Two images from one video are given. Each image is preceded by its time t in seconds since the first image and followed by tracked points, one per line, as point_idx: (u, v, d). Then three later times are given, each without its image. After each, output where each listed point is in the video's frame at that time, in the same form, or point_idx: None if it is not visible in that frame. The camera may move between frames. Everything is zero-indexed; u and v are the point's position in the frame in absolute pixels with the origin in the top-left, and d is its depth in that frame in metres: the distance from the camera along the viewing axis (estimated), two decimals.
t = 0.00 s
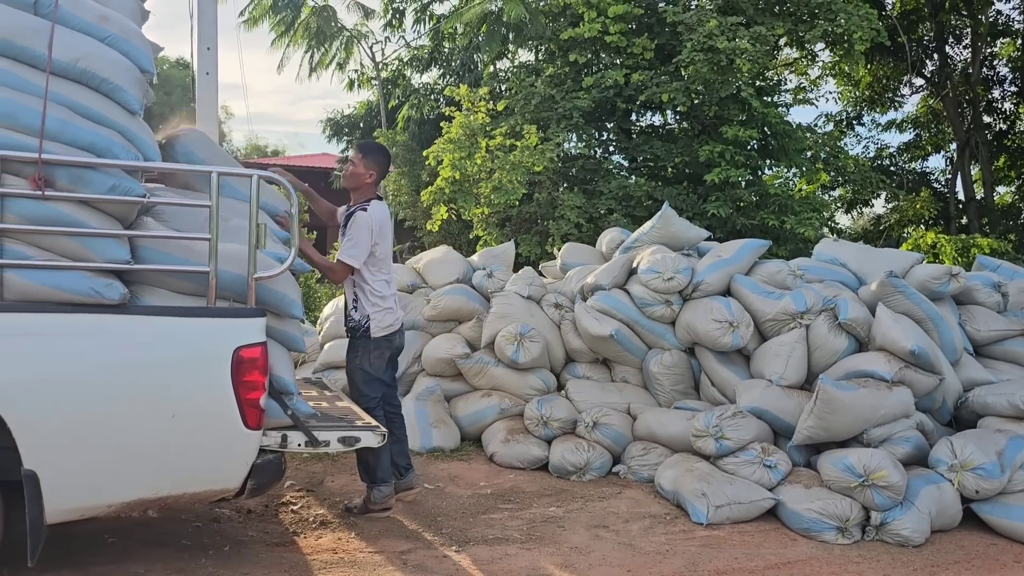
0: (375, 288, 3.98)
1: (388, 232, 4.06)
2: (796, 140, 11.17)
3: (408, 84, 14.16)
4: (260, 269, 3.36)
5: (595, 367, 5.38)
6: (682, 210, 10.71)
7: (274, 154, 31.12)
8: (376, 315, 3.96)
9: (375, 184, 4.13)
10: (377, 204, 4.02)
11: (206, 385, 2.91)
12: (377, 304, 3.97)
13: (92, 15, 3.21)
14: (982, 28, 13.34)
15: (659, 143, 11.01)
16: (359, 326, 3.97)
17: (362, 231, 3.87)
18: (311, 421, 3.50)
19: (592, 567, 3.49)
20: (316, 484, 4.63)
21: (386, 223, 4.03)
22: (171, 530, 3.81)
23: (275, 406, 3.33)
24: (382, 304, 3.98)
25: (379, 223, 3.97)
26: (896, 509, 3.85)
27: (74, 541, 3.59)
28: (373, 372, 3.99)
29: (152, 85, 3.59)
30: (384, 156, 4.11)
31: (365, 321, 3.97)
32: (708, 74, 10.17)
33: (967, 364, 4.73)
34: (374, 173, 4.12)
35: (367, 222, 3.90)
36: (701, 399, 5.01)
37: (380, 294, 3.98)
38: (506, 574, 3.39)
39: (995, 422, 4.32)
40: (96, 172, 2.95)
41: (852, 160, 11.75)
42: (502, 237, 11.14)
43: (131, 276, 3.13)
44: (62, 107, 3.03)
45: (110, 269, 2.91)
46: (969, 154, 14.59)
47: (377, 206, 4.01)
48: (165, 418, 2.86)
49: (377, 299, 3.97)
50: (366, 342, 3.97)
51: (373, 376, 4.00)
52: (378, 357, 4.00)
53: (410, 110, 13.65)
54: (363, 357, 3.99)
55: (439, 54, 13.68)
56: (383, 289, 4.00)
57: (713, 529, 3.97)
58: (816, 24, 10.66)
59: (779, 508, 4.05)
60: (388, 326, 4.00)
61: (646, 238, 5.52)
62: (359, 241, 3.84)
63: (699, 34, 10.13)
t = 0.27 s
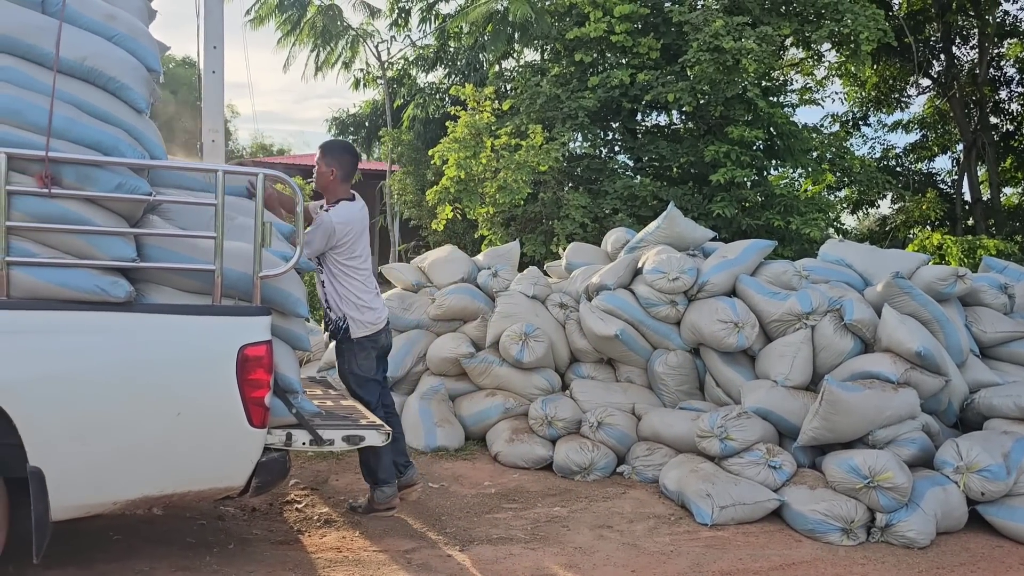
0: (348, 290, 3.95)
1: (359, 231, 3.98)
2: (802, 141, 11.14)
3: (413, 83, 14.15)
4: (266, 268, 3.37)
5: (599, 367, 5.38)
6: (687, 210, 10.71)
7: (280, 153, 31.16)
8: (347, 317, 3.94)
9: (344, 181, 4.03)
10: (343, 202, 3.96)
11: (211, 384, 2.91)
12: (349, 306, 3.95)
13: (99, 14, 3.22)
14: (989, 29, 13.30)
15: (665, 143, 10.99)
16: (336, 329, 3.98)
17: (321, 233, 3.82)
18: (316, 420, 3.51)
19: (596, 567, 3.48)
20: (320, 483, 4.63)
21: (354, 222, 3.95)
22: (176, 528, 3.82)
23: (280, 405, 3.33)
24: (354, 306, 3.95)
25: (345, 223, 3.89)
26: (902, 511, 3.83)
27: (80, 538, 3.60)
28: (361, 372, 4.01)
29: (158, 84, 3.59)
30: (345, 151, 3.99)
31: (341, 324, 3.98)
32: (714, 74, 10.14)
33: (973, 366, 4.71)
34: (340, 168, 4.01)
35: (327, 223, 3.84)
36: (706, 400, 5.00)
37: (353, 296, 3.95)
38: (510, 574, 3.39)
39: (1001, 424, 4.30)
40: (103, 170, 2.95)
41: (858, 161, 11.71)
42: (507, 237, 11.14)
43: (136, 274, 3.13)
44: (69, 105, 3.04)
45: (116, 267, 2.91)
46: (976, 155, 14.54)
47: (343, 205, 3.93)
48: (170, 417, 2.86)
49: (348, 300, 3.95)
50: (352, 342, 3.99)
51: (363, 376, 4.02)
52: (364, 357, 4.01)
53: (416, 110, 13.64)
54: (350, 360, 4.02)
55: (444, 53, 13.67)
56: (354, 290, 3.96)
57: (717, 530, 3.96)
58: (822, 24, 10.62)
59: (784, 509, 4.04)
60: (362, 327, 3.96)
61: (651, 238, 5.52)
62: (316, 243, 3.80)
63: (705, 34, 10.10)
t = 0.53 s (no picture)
0: (355, 289, 3.95)
1: (367, 229, 3.94)
2: (804, 139, 11.13)
3: (414, 81, 14.15)
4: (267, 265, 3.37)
5: (600, 365, 5.38)
6: (688, 208, 10.70)
7: (281, 151, 31.19)
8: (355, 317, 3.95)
9: (350, 178, 4.02)
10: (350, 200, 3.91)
11: (211, 381, 2.91)
12: (355, 305, 3.95)
13: (101, 11, 3.23)
14: (991, 28, 13.28)
15: (666, 141, 10.98)
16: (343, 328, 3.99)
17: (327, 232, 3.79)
18: (317, 418, 3.50)
19: (597, 565, 3.48)
20: (321, 480, 4.64)
21: (361, 220, 3.91)
22: (176, 525, 3.82)
23: (281, 402, 3.34)
24: (362, 306, 3.95)
25: (351, 221, 3.86)
26: (902, 510, 3.83)
27: (81, 534, 3.60)
28: (365, 373, 4.01)
29: (159, 81, 3.59)
30: (352, 148, 3.98)
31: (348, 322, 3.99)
32: (715, 73, 10.13)
33: (974, 365, 4.71)
34: (347, 164, 4.00)
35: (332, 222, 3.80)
36: (706, 399, 5.00)
37: (360, 295, 3.95)
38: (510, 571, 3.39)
39: (1002, 424, 4.30)
40: (104, 167, 2.94)
41: (859, 160, 11.71)
42: (508, 235, 11.15)
43: (137, 271, 3.13)
44: (70, 102, 3.03)
45: (117, 264, 2.91)
46: (978, 154, 14.54)
47: (350, 203, 3.89)
48: (170, 413, 2.87)
49: (355, 300, 3.95)
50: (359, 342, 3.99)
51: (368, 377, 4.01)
52: (370, 358, 4.00)
53: (417, 107, 13.63)
54: (355, 360, 4.01)
55: (446, 51, 13.66)
56: (362, 290, 3.95)
57: (718, 528, 3.96)
58: (824, 23, 10.61)
59: (784, 507, 4.04)
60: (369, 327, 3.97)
61: (652, 236, 5.52)
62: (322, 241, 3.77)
63: (706, 32, 10.09)
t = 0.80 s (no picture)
0: (371, 287, 3.92)
1: (385, 225, 3.92)
2: (801, 137, 11.13)
3: (412, 77, 14.13)
4: (263, 261, 3.36)
5: (597, 362, 5.38)
6: (686, 205, 10.71)
7: (278, 147, 31.16)
8: (371, 314, 3.92)
9: (370, 174, 4.01)
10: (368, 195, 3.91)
11: (209, 377, 2.91)
12: (371, 303, 3.93)
13: (98, 6, 3.21)
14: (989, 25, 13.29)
15: (664, 139, 10.98)
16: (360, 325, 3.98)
17: (341, 226, 3.80)
18: (314, 414, 3.50)
19: (594, 561, 3.49)
20: (318, 476, 4.63)
21: (378, 216, 3.89)
22: (173, 522, 3.81)
23: (278, 399, 3.32)
24: (377, 303, 3.92)
25: (367, 216, 3.85)
26: (899, 507, 3.84)
27: (77, 531, 3.60)
28: (382, 372, 3.96)
29: (157, 76, 3.58)
30: (371, 145, 3.96)
31: (365, 320, 3.96)
32: (713, 70, 10.12)
33: (971, 363, 4.71)
34: (366, 162, 3.99)
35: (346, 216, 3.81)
36: (703, 395, 5.00)
37: (376, 294, 3.92)
38: (507, 568, 3.39)
39: (999, 421, 4.31)
40: (101, 163, 2.93)
41: (857, 158, 11.72)
42: (505, 231, 11.15)
43: (134, 267, 3.12)
44: (67, 98, 3.02)
45: (114, 260, 2.90)
46: (975, 152, 14.55)
47: (368, 198, 3.89)
48: (168, 410, 2.86)
49: (371, 298, 3.92)
50: (378, 342, 3.95)
51: (384, 376, 3.96)
52: (387, 357, 3.96)
53: (414, 104, 13.61)
54: (372, 358, 3.98)
55: (443, 48, 13.63)
56: (379, 288, 3.93)
57: (715, 525, 3.97)
58: (822, 20, 10.61)
59: (781, 504, 4.05)
60: (384, 325, 3.93)
61: (649, 234, 5.52)
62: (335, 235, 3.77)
63: (704, 29, 10.08)
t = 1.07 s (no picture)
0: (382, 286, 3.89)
1: (402, 225, 3.86)
2: (794, 133, 11.15)
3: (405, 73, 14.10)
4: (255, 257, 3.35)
5: (591, 358, 5.37)
6: (679, 202, 10.72)
7: (271, 144, 31.08)
8: (378, 313, 3.90)
9: (403, 174, 4.00)
10: (393, 194, 3.90)
11: (201, 374, 2.89)
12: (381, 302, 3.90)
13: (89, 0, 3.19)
14: (981, 22, 13.34)
15: (657, 135, 10.99)
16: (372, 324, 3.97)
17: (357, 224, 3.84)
18: (306, 411, 3.49)
19: (587, 557, 3.49)
20: (310, 473, 4.62)
21: (395, 215, 3.86)
22: (165, 519, 3.80)
23: (270, 395, 3.30)
24: (385, 303, 3.89)
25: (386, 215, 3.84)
26: (891, 502, 3.85)
27: (68, 528, 3.59)
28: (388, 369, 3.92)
29: (149, 72, 3.56)
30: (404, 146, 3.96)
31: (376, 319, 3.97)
32: (706, 66, 10.12)
33: (963, 359, 4.73)
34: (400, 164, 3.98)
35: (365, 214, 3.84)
36: (696, 391, 5.01)
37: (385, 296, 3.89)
38: (500, 564, 3.39)
39: (991, 416, 4.32)
40: (92, 159, 2.92)
41: (850, 154, 11.75)
42: (499, 228, 11.15)
43: (125, 263, 3.11)
44: (57, 93, 3.00)
45: (105, 256, 2.89)
46: (967, 148, 14.61)
47: (389, 200, 3.87)
48: (160, 407, 2.85)
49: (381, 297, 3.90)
50: (386, 342, 3.92)
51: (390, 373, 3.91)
52: (389, 354, 3.92)
53: (408, 100, 13.59)
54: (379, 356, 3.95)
55: (436, 44, 13.61)
56: (389, 288, 3.89)
57: (707, 521, 3.97)
58: (815, 16, 10.62)
59: (774, 500, 4.06)
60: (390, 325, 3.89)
61: (643, 230, 5.52)
62: (351, 233, 3.80)
63: (697, 25, 10.08)
